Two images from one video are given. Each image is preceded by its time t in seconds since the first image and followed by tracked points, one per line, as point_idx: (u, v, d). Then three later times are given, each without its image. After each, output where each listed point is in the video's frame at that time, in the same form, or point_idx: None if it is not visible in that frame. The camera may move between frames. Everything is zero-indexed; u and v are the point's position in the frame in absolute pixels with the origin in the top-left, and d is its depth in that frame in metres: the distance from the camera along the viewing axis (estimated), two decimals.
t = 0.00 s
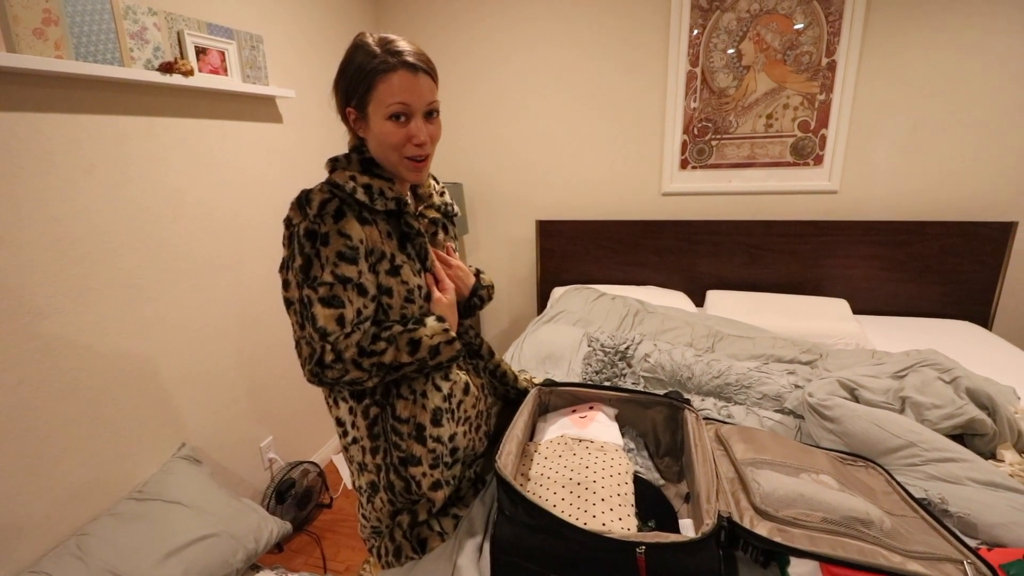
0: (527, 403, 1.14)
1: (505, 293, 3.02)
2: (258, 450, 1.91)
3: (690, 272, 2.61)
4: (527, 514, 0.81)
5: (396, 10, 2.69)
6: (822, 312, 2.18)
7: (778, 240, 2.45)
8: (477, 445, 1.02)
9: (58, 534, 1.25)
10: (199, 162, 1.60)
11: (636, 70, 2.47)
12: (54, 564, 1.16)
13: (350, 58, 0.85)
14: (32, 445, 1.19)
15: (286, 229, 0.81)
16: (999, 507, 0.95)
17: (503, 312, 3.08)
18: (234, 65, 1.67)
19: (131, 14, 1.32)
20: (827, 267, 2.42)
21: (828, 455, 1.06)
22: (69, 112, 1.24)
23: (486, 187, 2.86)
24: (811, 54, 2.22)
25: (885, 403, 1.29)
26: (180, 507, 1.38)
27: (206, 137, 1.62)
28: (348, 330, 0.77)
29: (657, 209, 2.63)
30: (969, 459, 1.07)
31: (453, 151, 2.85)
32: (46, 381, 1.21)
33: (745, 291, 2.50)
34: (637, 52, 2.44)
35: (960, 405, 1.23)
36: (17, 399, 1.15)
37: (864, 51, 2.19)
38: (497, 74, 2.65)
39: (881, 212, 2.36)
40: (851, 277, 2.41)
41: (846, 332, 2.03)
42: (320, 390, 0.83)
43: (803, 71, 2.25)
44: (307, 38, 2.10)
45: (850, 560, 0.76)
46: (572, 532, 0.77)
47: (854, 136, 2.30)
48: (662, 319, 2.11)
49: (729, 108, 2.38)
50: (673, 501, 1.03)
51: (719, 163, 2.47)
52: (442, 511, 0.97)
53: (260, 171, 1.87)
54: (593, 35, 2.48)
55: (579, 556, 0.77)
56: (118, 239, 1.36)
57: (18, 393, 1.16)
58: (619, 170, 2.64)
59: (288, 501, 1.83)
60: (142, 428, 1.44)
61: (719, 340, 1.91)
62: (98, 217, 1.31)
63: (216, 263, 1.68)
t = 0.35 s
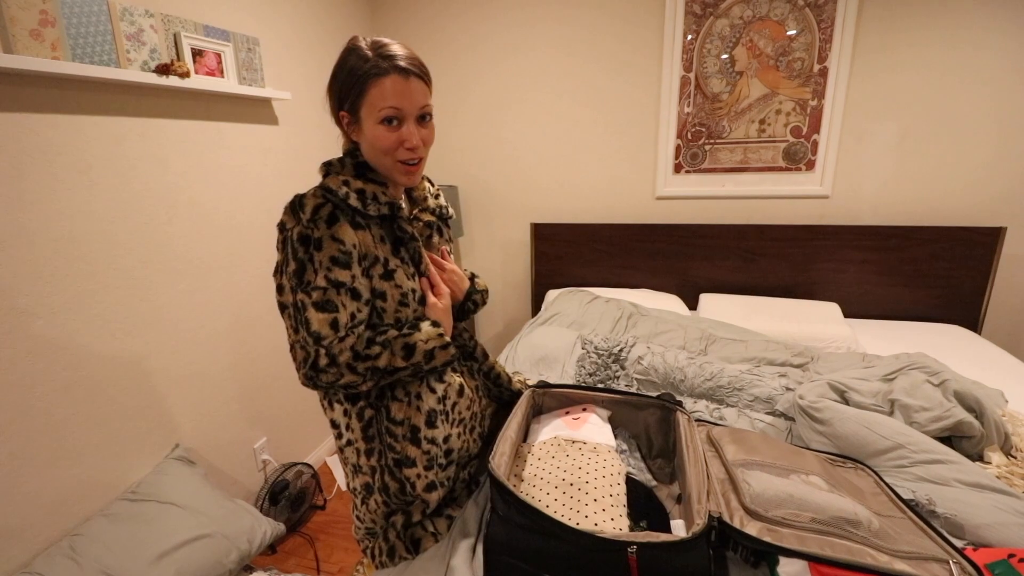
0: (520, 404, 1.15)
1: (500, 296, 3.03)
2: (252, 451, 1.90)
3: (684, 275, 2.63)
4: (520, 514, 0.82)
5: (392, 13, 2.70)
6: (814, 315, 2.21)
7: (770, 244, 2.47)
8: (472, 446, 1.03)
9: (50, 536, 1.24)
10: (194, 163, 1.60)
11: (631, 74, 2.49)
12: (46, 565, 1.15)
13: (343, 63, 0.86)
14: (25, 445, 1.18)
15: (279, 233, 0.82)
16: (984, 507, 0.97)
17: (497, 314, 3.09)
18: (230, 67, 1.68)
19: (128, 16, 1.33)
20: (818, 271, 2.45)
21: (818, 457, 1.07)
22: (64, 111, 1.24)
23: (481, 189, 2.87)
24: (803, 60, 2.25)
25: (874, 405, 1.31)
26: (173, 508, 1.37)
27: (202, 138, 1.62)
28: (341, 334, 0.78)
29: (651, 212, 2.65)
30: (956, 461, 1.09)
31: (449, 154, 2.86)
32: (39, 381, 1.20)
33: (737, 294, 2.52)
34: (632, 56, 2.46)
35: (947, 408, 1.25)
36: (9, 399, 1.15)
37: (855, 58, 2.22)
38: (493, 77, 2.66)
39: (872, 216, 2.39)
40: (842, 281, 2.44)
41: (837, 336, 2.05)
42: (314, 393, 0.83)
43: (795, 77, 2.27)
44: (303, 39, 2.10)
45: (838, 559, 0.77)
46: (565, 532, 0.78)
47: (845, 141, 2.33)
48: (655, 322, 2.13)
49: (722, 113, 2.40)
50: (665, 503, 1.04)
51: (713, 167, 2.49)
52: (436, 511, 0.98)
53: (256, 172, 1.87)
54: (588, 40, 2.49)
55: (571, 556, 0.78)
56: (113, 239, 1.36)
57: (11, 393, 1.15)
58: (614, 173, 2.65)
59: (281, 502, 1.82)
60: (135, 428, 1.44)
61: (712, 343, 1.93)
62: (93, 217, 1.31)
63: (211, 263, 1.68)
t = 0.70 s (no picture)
0: (516, 402, 1.16)
1: (497, 295, 3.04)
2: (248, 450, 1.90)
3: (679, 274, 2.64)
4: (515, 509, 0.83)
5: (388, 12, 2.70)
6: (807, 314, 2.22)
7: (765, 243, 2.49)
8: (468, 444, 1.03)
9: (45, 535, 1.24)
10: (189, 162, 1.60)
11: (626, 73, 2.50)
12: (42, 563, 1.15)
13: (331, 56, 0.87)
14: (20, 443, 1.18)
15: (272, 232, 0.82)
16: (972, 502, 0.98)
17: (494, 313, 3.09)
18: (224, 66, 1.68)
19: (122, 14, 1.33)
20: (812, 270, 2.47)
21: (809, 453, 1.08)
22: (59, 110, 1.24)
23: (477, 188, 2.87)
24: (797, 60, 2.26)
25: (866, 402, 1.32)
26: (169, 506, 1.37)
27: (197, 137, 1.63)
28: (335, 331, 0.78)
29: (647, 212, 2.66)
30: (944, 456, 1.10)
31: (445, 153, 2.86)
32: (34, 380, 1.20)
33: (732, 293, 2.54)
34: (627, 56, 2.47)
35: (937, 404, 1.26)
36: (4, 398, 1.15)
37: (848, 59, 2.24)
38: (489, 76, 2.67)
39: (865, 216, 2.41)
40: (835, 279, 2.46)
41: (830, 334, 2.06)
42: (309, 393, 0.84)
43: (789, 77, 2.29)
44: (299, 38, 2.10)
45: (827, 552, 0.79)
46: (559, 526, 0.79)
47: (838, 141, 2.35)
48: (650, 321, 2.14)
49: (717, 112, 2.41)
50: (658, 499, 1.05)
51: (708, 167, 2.50)
52: (433, 509, 0.99)
53: (251, 171, 1.87)
54: (584, 40, 2.50)
55: (565, 551, 0.79)
56: (109, 238, 1.36)
57: (6, 392, 1.15)
58: (609, 172, 2.66)
59: (278, 501, 1.82)
60: (131, 427, 1.44)
61: (706, 341, 1.94)
62: (88, 216, 1.31)
63: (206, 262, 1.68)
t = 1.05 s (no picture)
0: (512, 396, 1.16)
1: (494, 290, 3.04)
2: (246, 445, 1.91)
3: (675, 269, 2.65)
4: (511, 501, 0.84)
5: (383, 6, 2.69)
6: (802, 308, 2.24)
7: (761, 238, 2.50)
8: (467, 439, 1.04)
9: (45, 530, 1.25)
10: (186, 157, 1.60)
11: (623, 68, 2.50)
12: (42, 558, 1.16)
13: (312, 46, 0.88)
14: (19, 440, 1.18)
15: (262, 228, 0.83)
16: (963, 492, 1.00)
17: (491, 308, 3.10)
18: (220, 61, 1.67)
19: (116, 9, 1.32)
20: (808, 264, 2.48)
21: (803, 445, 1.09)
22: (54, 106, 1.23)
23: (474, 184, 2.87)
24: (793, 54, 2.26)
25: (860, 395, 1.34)
26: (168, 501, 1.38)
27: (193, 133, 1.62)
28: (325, 324, 0.79)
29: (643, 207, 2.67)
30: (937, 448, 1.12)
31: (441, 148, 2.86)
32: (32, 377, 1.20)
33: (728, 287, 2.55)
34: (624, 51, 2.47)
35: (930, 396, 1.28)
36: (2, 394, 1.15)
37: (844, 53, 2.24)
38: (485, 71, 2.66)
39: (860, 210, 2.42)
40: (831, 273, 2.47)
41: (825, 328, 2.08)
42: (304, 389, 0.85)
43: (785, 72, 2.29)
44: (294, 32, 2.09)
45: (821, 543, 0.80)
46: (556, 518, 0.80)
47: (834, 135, 2.36)
48: (646, 315, 2.14)
49: (713, 107, 2.42)
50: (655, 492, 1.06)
51: (704, 161, 2.51)
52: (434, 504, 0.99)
53: (247, 166, 1.86)
54: (580, 34, 2.50)
55: (563, 542, 0.80)
56: (105, 234, 1.36)
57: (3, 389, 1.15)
58: (606, 168, 2.66)
59: (277, 496, 1.83)
60: (129, 423, 1.44)
61: (702, 335, 1.95)
62: (85, 212, 1.31)
63: (203, 258, 1.68)
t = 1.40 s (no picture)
0: (513, 395, 1.17)
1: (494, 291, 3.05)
2: (246, 446, 1.91)
3: (675, 269, 2.65)
4: (513, 501, 0.84)
5: (383, 7, 2.69)
6: (803, 308, 2.24)
7: (760, 238, 2.50)
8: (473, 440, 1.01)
9: (47, 531, 1.25)
10: (187, 159, 1.60)
11: (622, 69, 2.50)
12: (45, 559, 1.16)
13: (311, 53, 0.91)
14: (21, 441, 1.18)
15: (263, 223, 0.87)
16: (963, 491, 1.00)
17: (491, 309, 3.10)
18: (222, 63, 1.67)
19: (119, 12, 1.32)
20: (808, 264, 2.48)
21: (804, 444, 1.10)
22: (58, 108, 1.24)
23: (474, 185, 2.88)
24: (792, 55, 2.27)
25: (860, 394, 1.34)
26: (170, 502, 1.38)
27: (194, 134, 1.62)
28: (301, 320, 0.81)
29: (643, 207, 2.67)
30: (937, 447, 1.12)
31: (442, 149, 2.86)
32: (35, 378, 1.21)
33: (728, 288, 2.55)
34: (624, 52, 2.47)
35: (930, 395, 1.28)
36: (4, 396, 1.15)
37: (843, 54, 2.25)
38: (485, 72, 2.67)
39: (860, 210, 2.42)
40: (831, 273, 2.47)
41: (825, 327, 2.08)
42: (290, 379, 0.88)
43: (784, 72, 2.30)
44: (294, 34, 2.09)
45: (822, 542, 0.80)
46: (558, 518, 0.80)
47: (833, 136, 2.36)
48: (647, 316, 2.15)
49: (713, 108, 2.42)
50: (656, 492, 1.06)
51: (704, 162, 2.51)
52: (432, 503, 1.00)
53: (248, 167, 1.87)
54: (580, 35, 2.50)
55: (564, 541, 0.80)
56: (106, 235, 1.36)
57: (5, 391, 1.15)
58: (607, 168, 2.67)
59: (278, 496, 1.83)
60: (131, 424, 1.44)
61: (703, 335, 1.95)
62: (87, 213, 1.31)
63: (204, 259, 1.68)
